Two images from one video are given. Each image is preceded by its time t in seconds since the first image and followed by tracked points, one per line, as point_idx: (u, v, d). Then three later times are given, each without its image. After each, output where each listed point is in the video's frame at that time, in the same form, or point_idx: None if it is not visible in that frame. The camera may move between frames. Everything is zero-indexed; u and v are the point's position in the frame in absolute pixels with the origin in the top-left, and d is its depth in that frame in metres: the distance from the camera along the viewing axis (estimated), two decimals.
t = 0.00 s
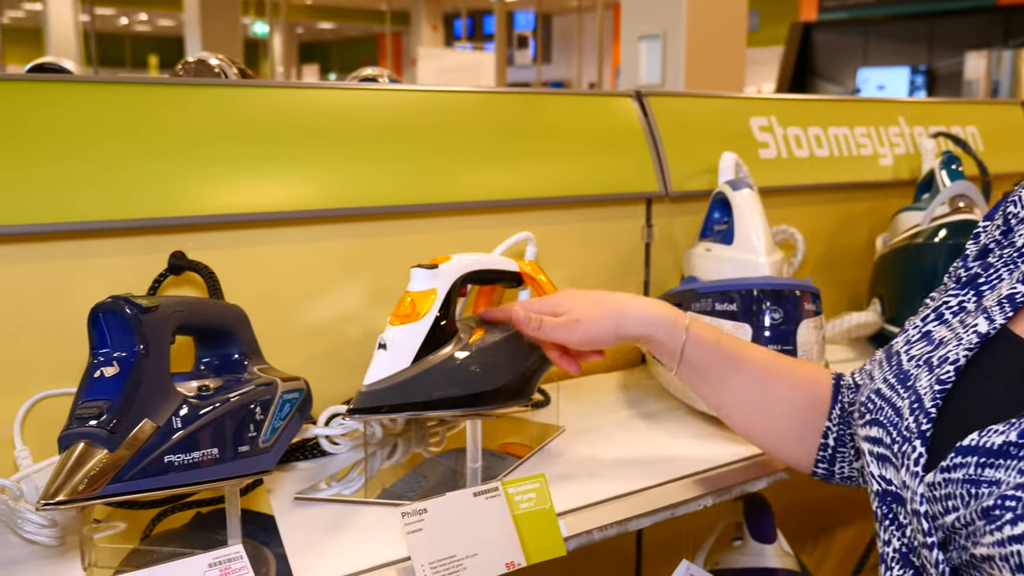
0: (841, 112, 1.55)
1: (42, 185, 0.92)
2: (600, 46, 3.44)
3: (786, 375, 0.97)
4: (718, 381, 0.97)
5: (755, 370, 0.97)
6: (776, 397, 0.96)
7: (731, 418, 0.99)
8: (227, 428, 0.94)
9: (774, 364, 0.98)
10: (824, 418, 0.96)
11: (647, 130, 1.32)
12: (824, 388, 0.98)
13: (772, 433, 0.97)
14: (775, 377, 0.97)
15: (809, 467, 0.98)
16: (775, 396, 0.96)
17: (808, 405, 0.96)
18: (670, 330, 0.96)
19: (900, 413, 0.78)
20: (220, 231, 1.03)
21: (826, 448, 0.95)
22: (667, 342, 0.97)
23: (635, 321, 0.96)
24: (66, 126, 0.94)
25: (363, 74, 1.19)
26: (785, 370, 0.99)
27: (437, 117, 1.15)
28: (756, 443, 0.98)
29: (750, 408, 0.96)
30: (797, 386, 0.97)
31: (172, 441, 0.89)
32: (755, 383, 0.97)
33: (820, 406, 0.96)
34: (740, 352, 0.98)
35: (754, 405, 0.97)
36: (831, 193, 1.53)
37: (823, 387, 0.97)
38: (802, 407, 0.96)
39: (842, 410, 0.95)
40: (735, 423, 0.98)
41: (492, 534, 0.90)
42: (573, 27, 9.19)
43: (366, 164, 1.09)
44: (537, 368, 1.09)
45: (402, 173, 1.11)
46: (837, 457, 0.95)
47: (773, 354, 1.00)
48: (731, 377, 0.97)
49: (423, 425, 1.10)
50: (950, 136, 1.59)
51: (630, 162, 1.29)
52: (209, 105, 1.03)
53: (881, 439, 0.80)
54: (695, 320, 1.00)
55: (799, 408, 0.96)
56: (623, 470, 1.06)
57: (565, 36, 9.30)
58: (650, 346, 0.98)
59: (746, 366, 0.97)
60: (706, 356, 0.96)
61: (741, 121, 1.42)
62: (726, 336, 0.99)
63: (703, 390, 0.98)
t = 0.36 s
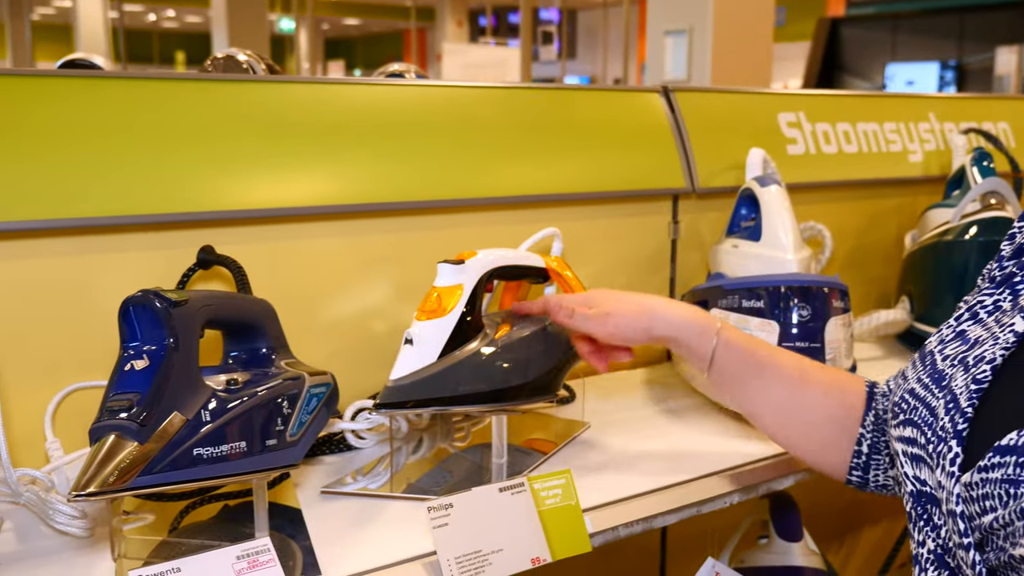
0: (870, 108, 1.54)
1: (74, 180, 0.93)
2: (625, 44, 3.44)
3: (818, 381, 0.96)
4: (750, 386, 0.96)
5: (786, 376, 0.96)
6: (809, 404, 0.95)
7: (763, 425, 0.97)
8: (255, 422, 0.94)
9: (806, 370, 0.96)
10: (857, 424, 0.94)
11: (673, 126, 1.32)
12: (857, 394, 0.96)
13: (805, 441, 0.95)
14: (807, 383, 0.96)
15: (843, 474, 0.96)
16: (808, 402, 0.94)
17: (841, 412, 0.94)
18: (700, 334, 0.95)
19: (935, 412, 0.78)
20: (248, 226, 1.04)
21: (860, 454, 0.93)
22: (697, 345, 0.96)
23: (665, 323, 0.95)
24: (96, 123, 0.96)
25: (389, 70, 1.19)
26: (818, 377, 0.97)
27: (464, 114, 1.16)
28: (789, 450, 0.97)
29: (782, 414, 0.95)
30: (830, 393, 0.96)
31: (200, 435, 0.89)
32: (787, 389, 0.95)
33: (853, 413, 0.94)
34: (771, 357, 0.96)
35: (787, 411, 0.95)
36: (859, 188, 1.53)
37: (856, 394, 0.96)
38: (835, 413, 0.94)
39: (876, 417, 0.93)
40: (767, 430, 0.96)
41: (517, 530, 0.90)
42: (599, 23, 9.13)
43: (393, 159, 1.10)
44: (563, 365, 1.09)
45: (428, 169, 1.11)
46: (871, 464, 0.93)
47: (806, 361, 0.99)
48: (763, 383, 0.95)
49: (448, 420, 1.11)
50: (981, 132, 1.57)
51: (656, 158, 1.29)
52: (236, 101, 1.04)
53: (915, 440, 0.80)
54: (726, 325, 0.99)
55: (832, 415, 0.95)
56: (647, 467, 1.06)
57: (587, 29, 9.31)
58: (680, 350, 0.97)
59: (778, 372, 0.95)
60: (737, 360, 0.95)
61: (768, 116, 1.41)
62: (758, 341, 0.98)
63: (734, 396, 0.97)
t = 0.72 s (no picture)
0: (895, 102, 1.54)
1: (98, 174, 0.94)
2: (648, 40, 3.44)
3: (846, 399, 0.99)
4: (777, 408, 1.02)
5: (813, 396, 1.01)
6: (836, 422, 0.99)
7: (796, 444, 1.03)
8: (279, 416, 0.94)
9: (835, 388, 1.00)
10: (888, 440, 0.97)
11: (696, 120, 1.32)
12: (890, 411, 0.98)
13: (838, 458, 0.99)
14: (835, 401, 1.00)
15: (880, 489, 0.98)
16: (835, 420, 0.99)
17: (872, 429, 0.97)
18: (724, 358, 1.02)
19: (957, 412, 0.77)
20: (271, 220, 1.04)
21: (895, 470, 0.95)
22: (720, 370, 1.03)
23: (689, 347, 1.04)
24: (117, 119, 0.96)
25: (412, 64, 1.19)
26: (849, 396, 1.00)
27: (486, 108, 1.16)
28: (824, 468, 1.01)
29: (810, 433, 1.00)
30: (861, 410, 0.99)
31: (224, 427, 0.90)
32: (815, 409, 1.00)
33: (884, 429, 0.97)
34: (796, 379, 1.01)
35: (817, 430, 1.00)
36: (882, 184, 1.52)
37: (887, 411, 0.98)
38: (864, 430, 0.98)
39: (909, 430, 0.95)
40: (800, 449, 1.01)
41: (539, 524, 0.90)
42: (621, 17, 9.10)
43: (415, 153, 1.10)
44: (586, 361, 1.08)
45: (450, 163, 1.12)
46: (909, 478, 0.95)
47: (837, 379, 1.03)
48: (790, 405, 1.01)
49: (469, 415, 1.13)
50: (1008, 127, 1.56)
51: (678, 153, 1.29)
52: (259, 95, 1.04)
53: (936, 440, 0.80)
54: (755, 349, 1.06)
55: (862, 432, 0.98)
56: (669, 463, 1.06)
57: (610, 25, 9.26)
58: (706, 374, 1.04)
59: (803, 392, 1.00)
60: (759, 382, 1.01)
61: (792, 111, 1.41)
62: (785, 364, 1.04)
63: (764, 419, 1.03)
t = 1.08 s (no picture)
0: (918, 94, 1.53)
1: (120, 166, 0.95)
2: (667, 32, 3.43)
3: (869, 402, 0.99)
4: (799, 411, 1.02)
5: (836, 400, 1.00)
6: (861, 425, 0.98)
7: (819, 448, 1.02)
8: (301, 407, 0.94)
9: (856, 392, 1.00)
10: (912, 442, 0.96)
11: (717, 113, 1.32)
12: (913, 413, 0.98)
13: (861, 462, 0.99)
14: (858, 404, 1.00)
15: (906, 492, 0.97)
16: (859, 423, 0.98)
17: (896, 431, 0.97)
18: (745, 361, 1.02)
19: (974, 403, 0.76)
20: (293, 212, 1.05)
21: (923, 472, 0.95)
22: (741, 373, 1.02)
23: (710, 349, 1.03)
24: (135, 111, 0.97)
25: (432, 57, 1.20)
26: (871, 399, 1.00)
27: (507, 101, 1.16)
28: (848, 472, 1.00)
29: (833, 436, 0.99)
30: (884, 412, 0.99)
31: (246, 418, 0.90)
32: (838, 411, 1.00)
33: (908, 431, 0.97)
34: (818, 382, 1.01)
35: (839, 433, 1.00)
36: (902, 177, 1.51)
37: (910, 413, 0.98)
38: (887, 432, 0.97)
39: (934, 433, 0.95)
40: (824, 453, 1.01)
41: (559, 516, 0.90)
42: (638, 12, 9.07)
43: (436, 145, 1.11)
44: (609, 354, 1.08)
45: (470, 156, 1.12)
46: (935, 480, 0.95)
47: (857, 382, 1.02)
48: (813, 407, 1.00)
49: (493, 408, 1.12)
50: None
51: (698, 146, 1.29)
52: (280, 87, 1.04)
53: (952, 431, 0.79)
54: (775, 352, 1.05)
55: (886, 434, 0.98)
56: (689, 456, 1.06)
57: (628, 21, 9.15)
58: (727, 377, 1.03)
59: (826, 395, 1.00)
60: (782, 385, 1.00)
61: (813, 104, 1.41)
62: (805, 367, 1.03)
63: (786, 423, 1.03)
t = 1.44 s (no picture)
0: (941, 87, 1.53)
1: (141, 159, 0.96)
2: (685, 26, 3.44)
3: (888, 401, 0.98)
4: (818, 408, 1.01)
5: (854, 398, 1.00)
6: (879, 423, 0.97)
7: (837, 446, 1.01)
8: (321, 398, 0.94)
9: (875, 391, 1.00)
10: (931, 442, 0.95)
11: (738, 104, 1.32)
12: (931, 412, 0.98)
13: (880, 463, 0.98)
14: (877, 402, 0.99)
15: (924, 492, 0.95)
16: (878, 422, 0.97)
17: (915, 429, 0.96)
18: (765, 357, 1.02)
19: (987, 405, 0.71)
20: (314, 204, 1.05)
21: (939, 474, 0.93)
22: (761, 369, 1.02)
23: (729, 344, 1.03)
24: (156, 103, 0.97)
25: (452, 49, 1.20)
26: (891, 399, 0.99)
27: (526, 94, 1.16)
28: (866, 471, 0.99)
29: (851, 434, 0.99)
30: (903, 411, 0.98)
31: (267, 409, 0.90)
32: (857, 410, 0.99)
33: (928, 429, 0.96)
34: (837, 379, 1.01)
35: (857, 432, 0.99)
36: (922, 170, 1.51)
37: (929, 412, 0.97)
38: (906, 432, 0.96)
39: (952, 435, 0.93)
40: (842, 452, 1.00)
41: (578, 509, 0.89)
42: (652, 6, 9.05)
43: (456, 137, 1.11)
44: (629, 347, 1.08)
45: (490, 148, 1.12)
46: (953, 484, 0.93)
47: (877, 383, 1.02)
48: (832, 405, 1.00)
49: (512, 402, 1.14)
50: None
51: (717, 139, 1.29)
52: (300, 79, 1.05)
53: (964, 435, 0.75)
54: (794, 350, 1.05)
55: (905, 433, 0.97)
56: (708, 450, 1.06)
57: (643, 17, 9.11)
58: (747, 372, 1.04)
59: (845, 392, 1.00)
60: (799, 381, 1.00)
61: (835, 96, 1.41)
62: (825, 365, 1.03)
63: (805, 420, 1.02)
